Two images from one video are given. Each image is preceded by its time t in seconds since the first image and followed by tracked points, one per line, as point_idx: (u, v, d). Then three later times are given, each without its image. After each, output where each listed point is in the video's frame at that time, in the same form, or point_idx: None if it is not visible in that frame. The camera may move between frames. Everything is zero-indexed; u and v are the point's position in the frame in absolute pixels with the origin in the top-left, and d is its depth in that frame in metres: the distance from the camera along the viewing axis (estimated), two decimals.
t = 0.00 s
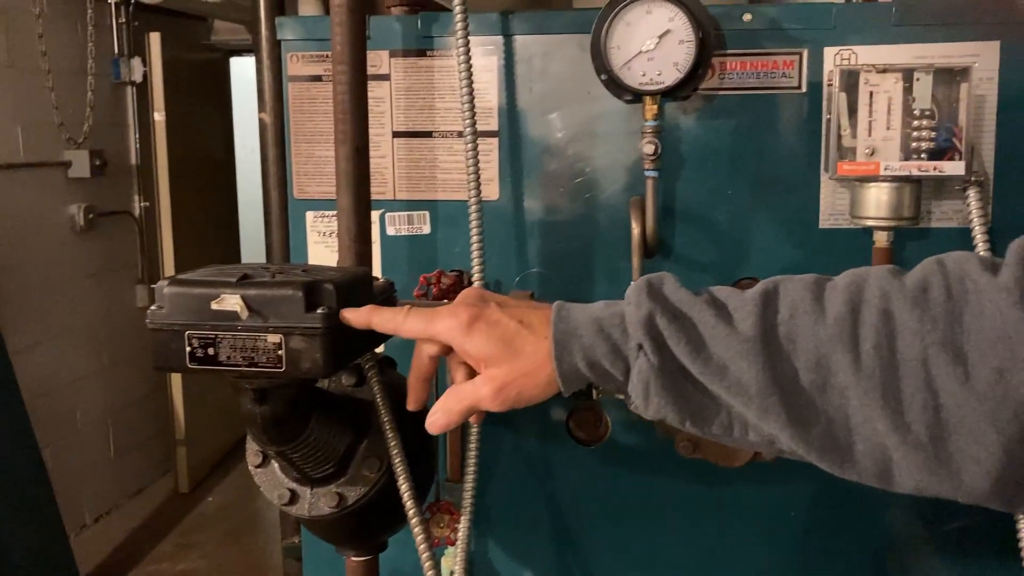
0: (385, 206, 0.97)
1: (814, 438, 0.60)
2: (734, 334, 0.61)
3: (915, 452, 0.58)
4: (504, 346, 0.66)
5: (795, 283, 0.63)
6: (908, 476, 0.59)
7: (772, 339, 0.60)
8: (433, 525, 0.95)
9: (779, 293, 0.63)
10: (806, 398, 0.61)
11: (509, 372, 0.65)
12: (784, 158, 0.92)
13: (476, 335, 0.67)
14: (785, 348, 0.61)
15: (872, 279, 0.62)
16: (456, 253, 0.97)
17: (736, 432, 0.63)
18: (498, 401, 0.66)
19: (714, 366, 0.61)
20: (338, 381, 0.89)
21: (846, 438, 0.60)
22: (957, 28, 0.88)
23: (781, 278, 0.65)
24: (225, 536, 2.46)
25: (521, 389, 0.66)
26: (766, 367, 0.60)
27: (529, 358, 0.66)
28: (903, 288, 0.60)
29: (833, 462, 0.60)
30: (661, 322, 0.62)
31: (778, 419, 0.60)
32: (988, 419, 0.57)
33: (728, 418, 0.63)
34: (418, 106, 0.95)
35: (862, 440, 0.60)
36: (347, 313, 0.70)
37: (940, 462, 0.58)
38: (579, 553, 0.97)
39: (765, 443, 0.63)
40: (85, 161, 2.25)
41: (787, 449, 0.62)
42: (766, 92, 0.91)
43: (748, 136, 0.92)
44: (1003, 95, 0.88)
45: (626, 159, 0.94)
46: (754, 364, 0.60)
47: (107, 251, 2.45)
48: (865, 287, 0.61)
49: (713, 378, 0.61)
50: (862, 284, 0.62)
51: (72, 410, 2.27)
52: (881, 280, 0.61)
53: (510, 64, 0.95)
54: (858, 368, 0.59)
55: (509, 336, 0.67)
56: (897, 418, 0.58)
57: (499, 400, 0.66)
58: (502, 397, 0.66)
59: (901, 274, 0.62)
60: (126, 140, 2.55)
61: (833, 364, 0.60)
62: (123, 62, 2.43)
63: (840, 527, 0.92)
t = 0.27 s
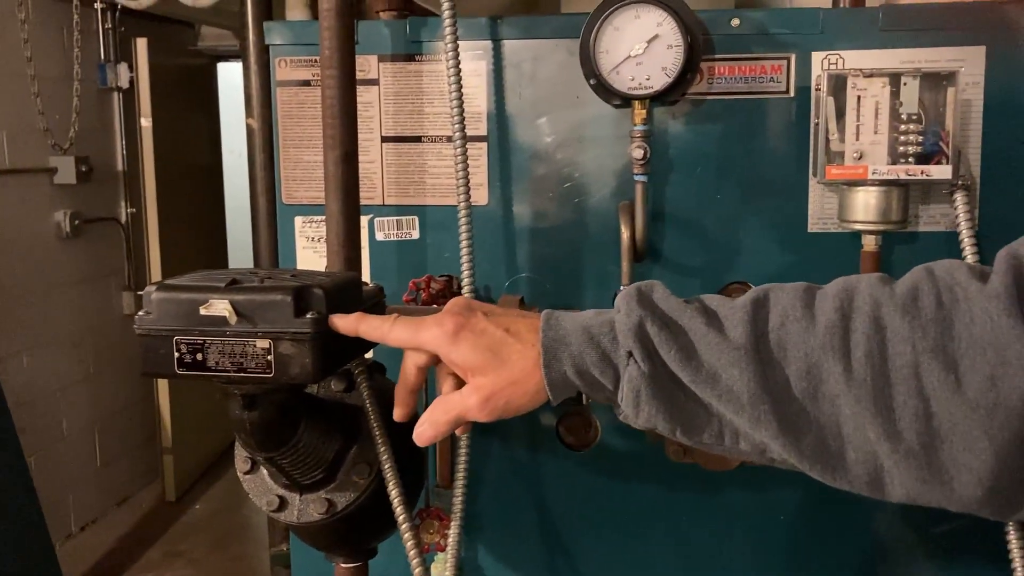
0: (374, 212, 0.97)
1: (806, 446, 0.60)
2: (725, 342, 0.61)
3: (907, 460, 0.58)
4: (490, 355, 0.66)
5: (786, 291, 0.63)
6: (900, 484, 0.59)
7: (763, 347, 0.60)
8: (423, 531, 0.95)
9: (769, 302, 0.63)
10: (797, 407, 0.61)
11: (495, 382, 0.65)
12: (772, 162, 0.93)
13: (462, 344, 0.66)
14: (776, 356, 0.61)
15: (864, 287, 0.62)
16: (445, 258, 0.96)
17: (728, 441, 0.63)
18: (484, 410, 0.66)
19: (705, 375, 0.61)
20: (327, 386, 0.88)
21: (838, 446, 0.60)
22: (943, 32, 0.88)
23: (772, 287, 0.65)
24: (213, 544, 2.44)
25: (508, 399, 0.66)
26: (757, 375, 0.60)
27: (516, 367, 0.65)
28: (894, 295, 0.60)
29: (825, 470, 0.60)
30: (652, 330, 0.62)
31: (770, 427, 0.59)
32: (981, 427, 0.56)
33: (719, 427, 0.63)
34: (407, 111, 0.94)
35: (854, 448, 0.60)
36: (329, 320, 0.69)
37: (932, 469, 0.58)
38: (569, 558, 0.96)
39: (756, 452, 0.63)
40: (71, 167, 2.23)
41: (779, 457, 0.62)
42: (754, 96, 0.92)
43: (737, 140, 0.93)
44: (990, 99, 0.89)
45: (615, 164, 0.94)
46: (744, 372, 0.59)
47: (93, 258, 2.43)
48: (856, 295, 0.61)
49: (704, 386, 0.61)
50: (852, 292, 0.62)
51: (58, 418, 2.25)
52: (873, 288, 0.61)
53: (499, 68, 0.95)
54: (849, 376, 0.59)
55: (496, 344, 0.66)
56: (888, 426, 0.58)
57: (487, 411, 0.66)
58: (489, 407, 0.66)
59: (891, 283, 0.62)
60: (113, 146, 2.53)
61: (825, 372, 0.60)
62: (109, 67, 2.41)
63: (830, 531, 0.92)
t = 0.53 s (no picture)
0: (364, 216, 0.97)
1: (796, 457, 0.59)
2: (713, 352, 0.60)
3: (898, 470, 0.57)
4: (478, 366, 0.65)
5: (775, 300, 0.63)
6: (892, 494, 0.58)
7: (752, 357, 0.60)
8: (414, 535, 0.95)
9: (759, 311, 0.62)
10: (787, 417, 0.60)
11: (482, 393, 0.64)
12: (761, 166, 0.93)
13: (449, 355, 0.66)
14: (765, 366, 0.60)
15: (853, 296, 0.61)
16: (435, 262, 0.96)
17: (718, 452, 0.63)
18: (472, 422, 0.66)
19: (695, 385, 0.61)
20: (317, 391, 0.88)
21: (829, 456, 0.60)
22: (930, 36, 0.89)
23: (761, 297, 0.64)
24: (202, 551, 2.43)
25: (496, 410, 0.65)
26: (746, 386, 0.59)
27: (504, 378, 0.65)
28: (882, 304, 0.59)
29: (816, 481, 0.60)
30: (640, 340, 0.61)
31: (759, 438, 0.59)
32: (972, 437, 0.55)
33: (710, 438, 0.63)
34: (397, 115, 0.94)
35: (844, 458, 0.59)
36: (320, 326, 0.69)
37: (923, 480, 0.57)
38: (560, 562, 0.96)
39: (747, 462, 0.63)
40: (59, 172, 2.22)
41: (770, 467, 0.62)
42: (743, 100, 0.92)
43: (725, 144, 0.93)
44: (977, 103, 0.89)
45: (604, 168, 0.95)
46: (733, 383, 0.59)
47: (81, 263, 2.42)
48: (845, 304, 0.61)
49: (693, 397, 0.60)
50: (841, 301, 0.61)
51: (45, 424, 2.23)
52: (862, 297, 0.60)
53: (489, 72, 0.95)
54: (839, 386, 0.58)
55: (483, 355, 0.66)
56: (879, 435, 0.57)
57: (475, 422, 0.65)
58: (478, 419, 0.65)
59: (881, 291, 0.62)
60: (101, 151, 2.52)
61: (814, 382, 0.59)
62: (97, 72, 2.40)
63: (819, 534, 0.92)
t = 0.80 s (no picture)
0: (358, 218, 0.97)
1: (793, 453, 0.59)
2: (712, 347, 0.60)
3: (894, 468, 0.56)
4: (482, 360, 0.66)
5: (774, 300, 0.62)
6: (887, 492, 0.58)
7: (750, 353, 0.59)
8: (408, 538, 0.95)
9: (758, 309, 0.62)
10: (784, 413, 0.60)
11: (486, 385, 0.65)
12: (755, 168, 0.93)
13: (454, 350, 0.67)
14: (764, 363, 0.60)
15: (850, 296, 0.61)
16: (429, 265, 0.96)
17: (717, 449, 0.62)
18: (474, 415, 0.66)
19: (694, 380, 0.60)
20: (312, 394, 0.87)
21: (825, 454, 0.59)
22: (923, 39, 0.89)
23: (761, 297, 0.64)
24: (196, 554, 2.42)
25: (498, 402, 0.65)
26: (745, 381, 0.59)
27: (506, 372, 0.66)
28: (880, 303, 0.59)
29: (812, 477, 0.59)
30: (641, 333, 0.61)
31: (757, 433, 0.58)
32: (967, 435, 0.55)
33: (708, 433, 0.62)
34: (391, 118, 0.94)
35: (841, 456, 0.59)
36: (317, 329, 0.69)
37: (919, 478, 0.57)
38: (554, 564, 0.96)
39: (745, 459, 0.62)
40: (51, 174, 2.21)
41: (768, 464, 0.61)
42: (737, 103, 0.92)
43: (719, 146, 0.93)
44: (970, 105, 0.90)
45: (599, 170, 0.95)
46: (732, 378, 0.59)
47: (74, 266, 2.41)
48: (843, 303, 0.60)
49: (692, 392, 0.60)
50: (839, 299, 0.60)
51: (38, 428, 2.22)
52: (859, 297, 0.60)
53: (483, 75, 0.95)
54: (836, 382, 0.58)
55: (487, 350, 0.67)
56: (875, 433, 0.57)
57: (477, 414, 0.66)
58: (480, 411, 0.66)
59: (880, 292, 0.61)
60: (94, 154, 2.51)
61: (811, 379, 0.59)
62: (89, 75, 2.43)
63: (814, 536, 0.92)
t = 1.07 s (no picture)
0: (354, 220, 0.96)
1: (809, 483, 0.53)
2: (724, 388, 0.55)
3: (912, 499, 0.50)
4: (517, 400, 0.66)
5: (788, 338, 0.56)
6: (907, 518, 0.52)
7: (763, 394, 0.54)
8: (404, 539, 0.95)
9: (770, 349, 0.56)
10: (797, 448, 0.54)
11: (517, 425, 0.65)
12: (751, 170, 0.93)
13: (494, 385, 0.68)
14: (773, 401, 0.54)
15: (858, 325, 0.54)
16: (426, 266, 0.96)
17: (743, 487, 0.57)
18: (507, 447, 0.67)
19: (709, 421, 0.56)
20: (307, 395, 0.87)
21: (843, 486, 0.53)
22: (919, 41, 0.89)
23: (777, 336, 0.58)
24: (191, 555, 2.42)
25: (528, 441, 0.65)
26: (758, 419, 0.54)
27: (538, 412, 0.65)
28: (889, 333, 0.52)
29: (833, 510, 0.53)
30: (658, 379, 0.57)
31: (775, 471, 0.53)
32: (981, 464, 0.48)
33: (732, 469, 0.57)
34: (387, 119, 0.94)
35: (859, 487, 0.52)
36: (397, 348, 0.78)
37: (939, 508, 0.50)
38: (550, 565, 0.96)
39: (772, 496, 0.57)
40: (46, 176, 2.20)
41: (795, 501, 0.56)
42: (733, 104, 0.92)
43: (715, 147, 0.93)
44: (965, 107, 0.90)
45: (595, 171, 0.95)
46: (745, 418, 0.54)
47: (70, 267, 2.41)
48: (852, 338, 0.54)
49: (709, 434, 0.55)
50: (849, 333, 0.54)
51: (33, 430, 2.22)
52: (866, 326, 0.54)
53: (479, 76, 0.95)
54: (845, 415, 0.51)
55: (523, 390, 0.66)
56: (887, 468, 0.51)
57: (506, 447, 0.67)
58: (510, 445, 0.67)
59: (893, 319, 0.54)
60: (89, 155, 2.51)
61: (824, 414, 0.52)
62: (84, 75, 2.42)
63: (810, 538, 0.92)
